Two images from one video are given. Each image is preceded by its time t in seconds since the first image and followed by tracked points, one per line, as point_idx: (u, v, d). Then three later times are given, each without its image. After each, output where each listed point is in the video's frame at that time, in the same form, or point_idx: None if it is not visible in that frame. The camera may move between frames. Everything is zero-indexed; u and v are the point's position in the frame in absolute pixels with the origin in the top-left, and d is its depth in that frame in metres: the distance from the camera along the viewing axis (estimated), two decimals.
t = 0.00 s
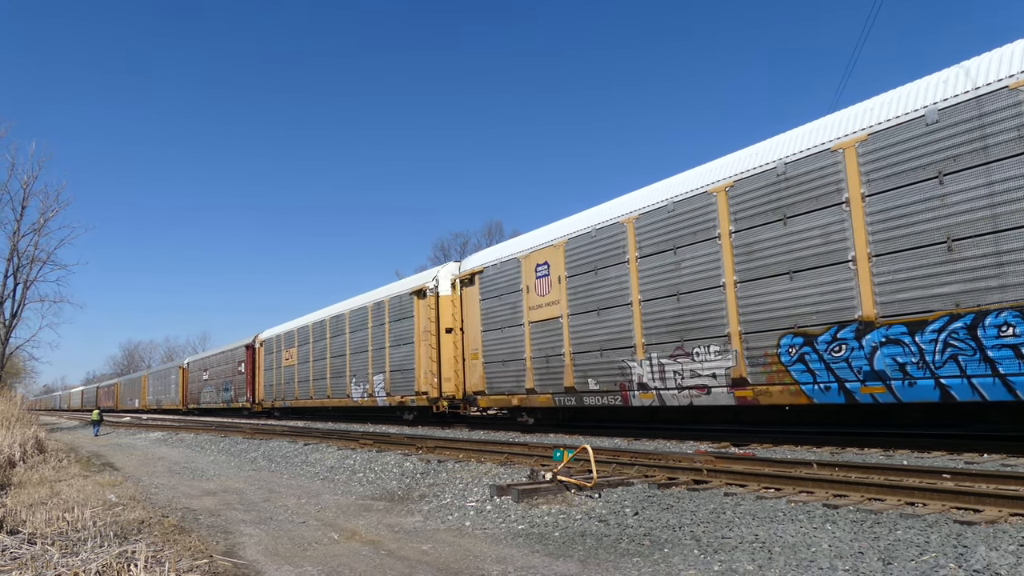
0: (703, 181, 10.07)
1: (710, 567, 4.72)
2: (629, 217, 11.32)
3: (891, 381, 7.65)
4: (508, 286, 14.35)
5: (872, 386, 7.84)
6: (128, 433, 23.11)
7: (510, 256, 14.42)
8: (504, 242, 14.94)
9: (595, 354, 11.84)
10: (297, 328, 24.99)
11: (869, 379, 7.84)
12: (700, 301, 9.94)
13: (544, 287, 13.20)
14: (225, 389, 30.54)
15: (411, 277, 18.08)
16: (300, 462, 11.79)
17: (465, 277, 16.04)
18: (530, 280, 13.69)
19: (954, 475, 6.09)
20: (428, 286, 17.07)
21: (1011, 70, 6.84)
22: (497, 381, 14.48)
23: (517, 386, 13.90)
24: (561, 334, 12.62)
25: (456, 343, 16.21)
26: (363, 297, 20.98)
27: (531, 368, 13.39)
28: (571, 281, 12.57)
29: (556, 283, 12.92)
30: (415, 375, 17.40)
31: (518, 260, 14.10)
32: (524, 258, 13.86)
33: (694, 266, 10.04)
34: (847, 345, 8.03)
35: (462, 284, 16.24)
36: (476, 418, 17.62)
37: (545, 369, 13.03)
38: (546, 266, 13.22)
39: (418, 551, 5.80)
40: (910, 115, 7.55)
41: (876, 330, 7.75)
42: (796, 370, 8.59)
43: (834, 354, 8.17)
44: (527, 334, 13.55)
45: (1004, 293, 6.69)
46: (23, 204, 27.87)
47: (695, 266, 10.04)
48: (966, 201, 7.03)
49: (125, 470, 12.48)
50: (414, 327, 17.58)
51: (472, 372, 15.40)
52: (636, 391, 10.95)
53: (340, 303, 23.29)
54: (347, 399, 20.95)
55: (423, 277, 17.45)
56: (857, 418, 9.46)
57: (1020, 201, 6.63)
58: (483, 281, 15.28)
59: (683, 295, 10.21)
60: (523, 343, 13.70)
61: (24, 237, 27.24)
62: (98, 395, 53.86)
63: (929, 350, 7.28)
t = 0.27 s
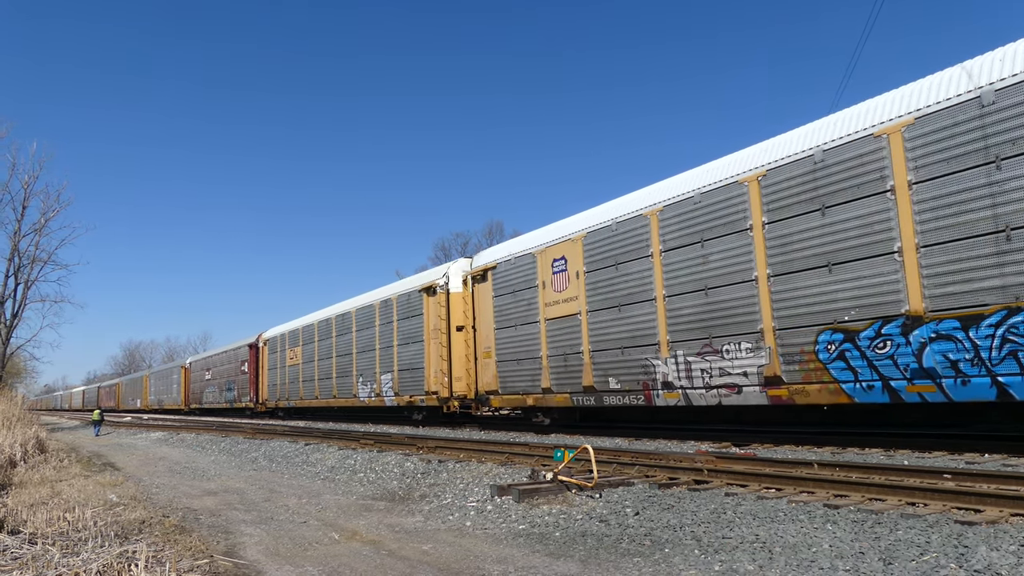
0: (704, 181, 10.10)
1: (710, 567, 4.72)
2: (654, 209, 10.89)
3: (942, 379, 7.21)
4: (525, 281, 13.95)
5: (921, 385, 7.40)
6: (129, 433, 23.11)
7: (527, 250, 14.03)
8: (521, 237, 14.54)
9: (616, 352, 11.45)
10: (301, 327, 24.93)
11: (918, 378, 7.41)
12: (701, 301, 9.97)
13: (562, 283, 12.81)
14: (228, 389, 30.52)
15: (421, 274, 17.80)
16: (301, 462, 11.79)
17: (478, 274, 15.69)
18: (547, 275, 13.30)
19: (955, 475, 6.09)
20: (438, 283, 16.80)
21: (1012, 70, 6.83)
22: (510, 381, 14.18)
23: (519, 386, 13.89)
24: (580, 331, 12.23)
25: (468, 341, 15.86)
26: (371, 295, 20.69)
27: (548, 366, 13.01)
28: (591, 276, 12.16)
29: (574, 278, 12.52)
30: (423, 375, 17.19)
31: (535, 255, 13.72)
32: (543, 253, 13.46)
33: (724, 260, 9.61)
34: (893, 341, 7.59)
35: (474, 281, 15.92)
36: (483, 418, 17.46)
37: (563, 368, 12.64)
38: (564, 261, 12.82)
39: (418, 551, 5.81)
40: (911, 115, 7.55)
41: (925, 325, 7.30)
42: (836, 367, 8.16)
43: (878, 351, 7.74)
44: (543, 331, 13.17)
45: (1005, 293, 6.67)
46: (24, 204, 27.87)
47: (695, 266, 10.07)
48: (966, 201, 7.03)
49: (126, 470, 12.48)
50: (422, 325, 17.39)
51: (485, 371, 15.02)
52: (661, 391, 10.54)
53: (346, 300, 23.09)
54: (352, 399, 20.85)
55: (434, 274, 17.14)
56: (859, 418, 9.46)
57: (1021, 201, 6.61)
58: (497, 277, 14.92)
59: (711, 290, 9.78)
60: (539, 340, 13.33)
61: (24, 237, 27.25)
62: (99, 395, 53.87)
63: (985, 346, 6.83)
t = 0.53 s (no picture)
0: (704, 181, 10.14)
1: (709, 567, 4.72)
2: (677, 201, 10.46)
3: (997, 377, 6.78)
4: (539, 277, 13.56)
5: (973, 383, 6.97)
6: (128, 433, 23.09)
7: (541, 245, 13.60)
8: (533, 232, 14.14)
9: (636, 350, 11.09)
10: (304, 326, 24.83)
11: (970, 376, 6.98)
12: (701, 301, 9.99)
13: (579, 279, 12.41)
14: (229, 389, 30.47)
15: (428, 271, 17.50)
16: (300, 462, 11.79)
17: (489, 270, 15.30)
18: (562, 271, 12.90)
19: (953, 475, 6.09)
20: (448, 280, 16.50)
21: (1010, 71, 6.83)
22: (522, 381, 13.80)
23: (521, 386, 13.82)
24: (599, 328, 11.84)
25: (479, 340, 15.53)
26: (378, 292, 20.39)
27: (564, 364, 12.64)
28: (610, 271, 11.76)
29: (593, 273, 12.11)
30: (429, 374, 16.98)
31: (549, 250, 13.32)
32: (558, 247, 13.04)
33: (755, 252, 9.21)
34: (942, 337, 7.18)
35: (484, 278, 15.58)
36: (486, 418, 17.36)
37: (581, 367, 12.26)
38: (581, 256, 12.43)
39: (418, 550, 5.80)
40: (910, 115, 7.55)
41: (978, 320, 6.88)
42: (879, 366, 7.75)
43: (926, 348, 7.32)
44: (560, 329, 12.79)
45: (1003, 293, 6.68)
46: (23, 204, 27.86)
47: (695, 266, 10.08)
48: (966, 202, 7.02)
49: (125, 470, 12.48)
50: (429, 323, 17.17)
51: (498, 370, 14.67)
52: (686, 390, 10.17)
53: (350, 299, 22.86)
54: (356, 400, 20.66)
55: (443, 271, 16.86)
56: (858, 418, 9.47)
57: (1019, 202, 6.61)
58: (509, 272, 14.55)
59: (741, 285, 9.38)
60: (555, 338, 12.94)
61: (24, 237, 27.26)
62: (99, 395, 53.83)
63: None
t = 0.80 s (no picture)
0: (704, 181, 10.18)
1: (710, 567, 4.72)
2: (705, 191, 10.06)
3: None
4: (556, 273, 13.17)
5: None
6: (128, 433, 23.10)
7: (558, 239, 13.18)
8: (549, 225, 13.73)
9: (661, 348, 10.72)
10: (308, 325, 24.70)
11: None
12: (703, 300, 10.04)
13: (598, 274, 12.03)
14: (232, 388, 30.42)
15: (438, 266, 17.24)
16: (301, 462, 11.80)
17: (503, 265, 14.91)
18: (581, 266, 12.53)
19: (955, 475, 6.09)
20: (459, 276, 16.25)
21: (1011, 70, 6.84)
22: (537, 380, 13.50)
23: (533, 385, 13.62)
24: (621, 325, 11.46)
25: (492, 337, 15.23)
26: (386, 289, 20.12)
27: (582, 362, 12.31)
28: (633, 265, 11.36)
29: (613, 268, 11.72)
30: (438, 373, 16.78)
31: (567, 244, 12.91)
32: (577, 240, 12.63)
33: (773, 248, 9.02)
34: (1000, 332, 6.80)
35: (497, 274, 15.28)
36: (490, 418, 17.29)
37: (600, 365, 11.91)
38: (600, 250, 12.05)
39: (418, 551, 5.81)
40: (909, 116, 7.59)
41: None
42: (927, 362, 7.37)
43: (981, 344, 6.94)
44: (579, 326, 12.41)
45: (1004, 292, 6.74)
46: (23, 204, 27.87)
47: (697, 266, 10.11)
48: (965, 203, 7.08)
49: (126, 470, 12.49)
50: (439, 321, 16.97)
51: (511, 369, 14.36)
52: (714, 388, 9.80)
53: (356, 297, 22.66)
54: (363, 400, 20.48)
55: (454, 268, 16.60)
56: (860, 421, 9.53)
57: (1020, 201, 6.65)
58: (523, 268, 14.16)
59: (774, 278, 8.99)
60: (573, 335, 12.58)
61: (25, 237, 27.26)
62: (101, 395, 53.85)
63: None
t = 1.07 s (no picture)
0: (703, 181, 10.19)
1: (710, 567, 4.71)
2: (736, 180, 9.59)
3: None
4: (574, 268, 12.71)
5: None
6: (128, 433, 23.08)
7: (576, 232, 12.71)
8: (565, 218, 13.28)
9: (686, 345, 10.25)
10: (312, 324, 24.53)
11: None
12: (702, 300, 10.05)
13: (618, 269, 11.59)
14: (236, 389, 30.35)
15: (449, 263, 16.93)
16: (300, 462, 11.79)
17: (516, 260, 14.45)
18: (600, 261, 12.04)
19: (955, 475, 6.09)
20: (469, 272, 15.90)
21: (1010, 71, 6.85)
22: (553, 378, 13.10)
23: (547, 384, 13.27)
24: (643, 321, 11.01)
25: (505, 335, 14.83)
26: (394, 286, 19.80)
27: (602, 360, 11.89)
28: (655, 259, 10.91)
29: (635, 262, 11.27)
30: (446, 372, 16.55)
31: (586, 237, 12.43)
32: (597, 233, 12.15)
33: (772, 248, 9.04)
34: None
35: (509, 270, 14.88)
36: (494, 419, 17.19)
37: (621, 363, 11.48)
38: (620, 244, 11.61)
39: (418, 551, 5.80)
40: (908, 116, 7.59)
41: None
42: (982, 359, 6.91)
43: None
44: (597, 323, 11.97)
45: (1003, 292, 6.73)
46: (23, 204, 27.88)
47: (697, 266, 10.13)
48: (964, 202, 7.08)
49: (126, 470, 12.49)
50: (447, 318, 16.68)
51: (525, 367, 13.95)
52: (744, 387, 9.36)
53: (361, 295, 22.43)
54: (368, 399, 20.21)
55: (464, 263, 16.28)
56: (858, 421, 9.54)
57: (1019, 201, 6.65)
58: (538, 263, 13.71)
59: (776, 278, 8.97)
60: (592, 332, 12.14)
61: (25, 237, 27.29)
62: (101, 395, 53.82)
63: None
